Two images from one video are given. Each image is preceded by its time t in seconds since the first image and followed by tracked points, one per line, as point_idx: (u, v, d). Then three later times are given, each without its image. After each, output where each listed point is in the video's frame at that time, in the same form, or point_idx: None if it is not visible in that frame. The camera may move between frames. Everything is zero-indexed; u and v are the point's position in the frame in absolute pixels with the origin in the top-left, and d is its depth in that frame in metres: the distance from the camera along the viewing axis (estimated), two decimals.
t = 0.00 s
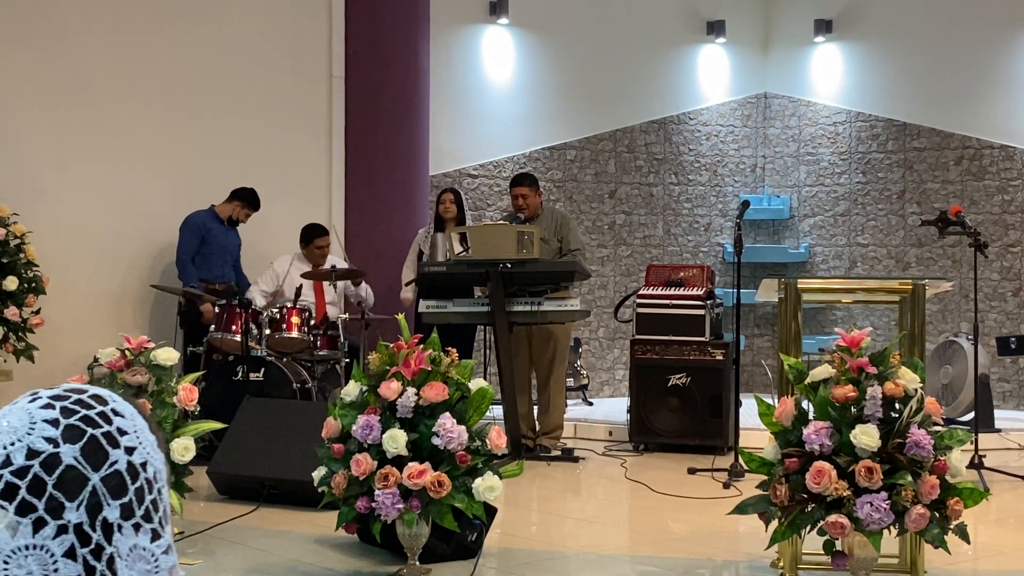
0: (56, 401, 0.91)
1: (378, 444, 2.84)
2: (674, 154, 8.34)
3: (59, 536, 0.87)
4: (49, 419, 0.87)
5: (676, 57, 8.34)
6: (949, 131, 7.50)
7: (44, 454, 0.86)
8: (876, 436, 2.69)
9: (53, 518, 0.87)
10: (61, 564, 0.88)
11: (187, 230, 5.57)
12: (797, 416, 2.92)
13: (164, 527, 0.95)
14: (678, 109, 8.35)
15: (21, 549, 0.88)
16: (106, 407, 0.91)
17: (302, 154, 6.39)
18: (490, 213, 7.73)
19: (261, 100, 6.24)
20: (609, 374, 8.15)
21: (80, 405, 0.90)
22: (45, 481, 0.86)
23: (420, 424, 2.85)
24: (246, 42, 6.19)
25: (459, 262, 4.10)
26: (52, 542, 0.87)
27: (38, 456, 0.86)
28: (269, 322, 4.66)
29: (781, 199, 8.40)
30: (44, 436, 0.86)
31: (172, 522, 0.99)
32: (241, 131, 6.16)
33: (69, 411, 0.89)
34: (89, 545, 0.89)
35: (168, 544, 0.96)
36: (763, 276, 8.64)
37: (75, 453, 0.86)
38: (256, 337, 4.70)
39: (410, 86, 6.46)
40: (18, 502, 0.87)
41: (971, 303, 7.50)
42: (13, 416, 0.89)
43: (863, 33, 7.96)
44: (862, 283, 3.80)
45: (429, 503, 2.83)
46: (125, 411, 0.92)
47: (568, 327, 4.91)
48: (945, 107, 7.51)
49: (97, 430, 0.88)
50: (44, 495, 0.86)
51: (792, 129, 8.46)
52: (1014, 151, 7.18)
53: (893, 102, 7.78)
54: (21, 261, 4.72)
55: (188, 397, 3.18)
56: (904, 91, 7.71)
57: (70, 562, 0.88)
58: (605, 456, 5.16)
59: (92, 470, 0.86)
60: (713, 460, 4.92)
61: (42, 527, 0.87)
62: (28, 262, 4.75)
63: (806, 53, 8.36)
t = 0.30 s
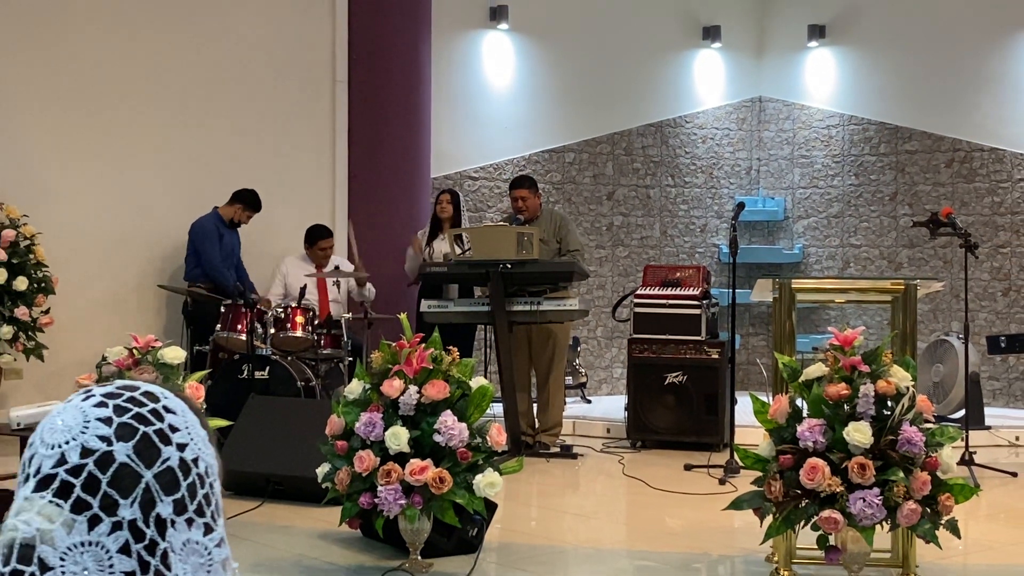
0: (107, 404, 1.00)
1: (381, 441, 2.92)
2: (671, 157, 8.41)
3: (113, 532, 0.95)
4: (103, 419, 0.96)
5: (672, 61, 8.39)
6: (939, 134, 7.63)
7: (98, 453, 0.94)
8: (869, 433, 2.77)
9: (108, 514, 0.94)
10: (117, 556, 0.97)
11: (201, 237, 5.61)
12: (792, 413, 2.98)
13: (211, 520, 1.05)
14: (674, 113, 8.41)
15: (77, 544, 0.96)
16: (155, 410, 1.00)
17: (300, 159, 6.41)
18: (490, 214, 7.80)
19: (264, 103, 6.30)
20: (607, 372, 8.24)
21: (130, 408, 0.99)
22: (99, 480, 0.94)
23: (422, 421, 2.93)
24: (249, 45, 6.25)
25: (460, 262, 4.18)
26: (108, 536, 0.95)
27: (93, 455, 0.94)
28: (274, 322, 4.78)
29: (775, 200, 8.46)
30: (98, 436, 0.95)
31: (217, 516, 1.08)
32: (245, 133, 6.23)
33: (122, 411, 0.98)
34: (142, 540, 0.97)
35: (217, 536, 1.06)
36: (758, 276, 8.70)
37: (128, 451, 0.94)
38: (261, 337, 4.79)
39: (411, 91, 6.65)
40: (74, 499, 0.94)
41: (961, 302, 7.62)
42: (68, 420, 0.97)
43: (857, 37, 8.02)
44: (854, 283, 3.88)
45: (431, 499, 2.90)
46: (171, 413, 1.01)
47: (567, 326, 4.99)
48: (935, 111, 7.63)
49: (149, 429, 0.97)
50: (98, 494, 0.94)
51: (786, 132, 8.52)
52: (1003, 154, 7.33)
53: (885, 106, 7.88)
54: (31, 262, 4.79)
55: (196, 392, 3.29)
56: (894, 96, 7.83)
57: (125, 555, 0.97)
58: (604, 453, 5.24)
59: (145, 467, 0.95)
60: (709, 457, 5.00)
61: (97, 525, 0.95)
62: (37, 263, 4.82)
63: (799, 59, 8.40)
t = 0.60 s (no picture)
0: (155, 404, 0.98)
1: (384, 437, 3.03)
2: (666, 160, 8.56)
3: (162, 532, 0.92)
4: (152, 420, 0.94)
5: (667, 67, 8.52)
6: (928, 138, 7.85)
7: (147, 454, 0.92)
8: (859, 429, 2.88)
9: (156, 513, 0.92)
10: (165, 557, 0.93)
11: (226, 242, 5.83)
12: (784, 410, 3.10)
13: (260, 522, 1.00)
14: (670, 117, 8.55)
15: (126, 544, 0.93)
16: (203, 408, 0.98)
17: (301, 162, 6.53)
18: (491, 217, 7.93)
19: (268, 107, 6.42)
20: (604, 370, 8.35)
21: (179, 408, 0.96)
22: (149, 480, 0.92)
23: (425, 418, 3.05)
24: (255, 49, 6.36)
25: (462, 261, 4.26)
26: (156, 536, 0.92)
27: (142, 456, 0.92)
28: (280, 320, 4.87)
29: (768, 202, 8.57)
30: (147, 436, 0.93)
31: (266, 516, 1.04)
32: (249, 136, 6.34)
33: (169, 412, 0.96)
34: (190, 541, 0.93)
35: (267, 538, 1.01)
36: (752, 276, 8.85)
37: (175, 452, 0.93)
38: (268, 335, 4.93)
39: (414, 96, 6.68)
40: (124, 498, 0.92)
41: (948, 302, 7.81)
42: (117, 420, 0.95)
43: (846, 44, 8.23)
44: (845, 283, 3.99)
45: (433, 494, 3.00)
46: (218, 413, 0.98)
47: (566, 325, 5.10)
48: (926, 116, 7.84)
49: (196, 430, 0.95)
50: (148, 494, 0.92)
51: (779, 136, 8.66)
52: (990, 157, 7.58)
53: (875, 111, 8.07)
54: (44, 263, 4.90)
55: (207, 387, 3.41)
56: (882, 101, 8.04)
57: (173, 556, 0.93)
58: (602, 448, 5.35)
59: (193, 468, 0.93)
60: (704, 452, 5.11)
61: (145, 525, 0.92)
62: (50, 263, 4.93)
63: (791, 64, 8.60)
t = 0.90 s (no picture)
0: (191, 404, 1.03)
1: (386, 435, 3.09)
2: (664, 162, 8.63)
3: (202, 529, 0.98)
4: (190, 420, 0.99)
5: (665, 70, 8.60)
6: (923, 140, 7.92)
7: (187, 452, 0.97)
8: (854, 427, 2.93)
9: (197, 512, 0.98)
10: (205, 552, 0.99)
11: (237, 244, 5.96)
12: (780, 408, 3.15)
13: (295, 518, 1.06)
14: (668, 120, 8.61)
15: (167, 541, 0.98)
16: (240, 409, 1.03)
17: (304, 163, 6.61)
18: (491, 217, 7.98)
19: (271, 109, 6.48)
20: (603, 369, 8.42)
21: (217, 408, 1.02)
22: (189, 477, 0.97)
23: (426, 416, 3.11)
24: (257, 52, 6.42)
25: (462, 262, 4.32)
26: (197, 533, 0.98)
27: (182, 454, 0.97)
28: (284, 320, 4.96)
29: (764, 203, 8.67)
30: (187, 436, 0.98)
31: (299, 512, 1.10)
32: (251, 136, 6.40)
33: (207, 412, 1.01)
34: (230, 536, 0.99)
35: (301, 535, 1.06)
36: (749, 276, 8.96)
37: (215, 450, 0.98)
38: (271, 334, 4.98)
39: (414, 97, 6.72)
40: (166, 497, 0.98)
41: (941, 302, 7.90)
42: (157, 421, 1.00)
43: (841, 47, 8.32)
44: (840, 283, 4.05)
45: (434, 491, 3.06)
46: (254, 412, 1.03)
47: (565, 325, 5.17)
48: (921, 118, 7.92)
49: (234, 430, 1.00)
50: (189, 491, 0.98)
51: (775, 138, 8.74)
52: (982, 159, 7.65)
53: (869, 114, 8.17)
54: (51, 263, 4.97)
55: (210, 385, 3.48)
56: (877, 104, 8.12)
57: (213, 552, 0.99)
58: (600, 446, 5.41)
59: (232, 466, 0.98)
60: (700, 450, 5.17)
61: (186, 522, 0.98)
62: (56, 263, 5.00)
63: (787, 68, 8.65)
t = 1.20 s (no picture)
0: (236, 399, 1.11)
1: (392, 428, 3.27)
2: (657, 168, 8.80)
3: (248, 515, 1.06)
4: (236, 412, 1.08)
5: (659, 79, 8.79)
6: (903, 147, 8.16)
7: (234, 442, 1.05)
8: (839, 421, 3.12)
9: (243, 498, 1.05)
10: (251, 537, 1.07)
11: (251, 247, 6.21)
12: (768, 403, 3.36)
13: (330, 507, 1.15)
14: (662, 127, 8.80)
15: (215, 527, 1.06)
16: (281, 404, 1.11)
17: (311, 167, 6.80)
18: (492, 221, 8.19)
19: (279, 114, 6.67)
20: (599, 366, 8.62)
21: (260, 403, 1.10)
22: (236, 466, 1.05)
23: (430, 411, 3.29)
24: (266, 59, 6.61)
25: (463, 264, 4.53)
26: (243, 518, 1.06)
27: (229, 444, 1.05)
28: (294, 319, 5.16)
29: (753, 207, 8.85)
30: (233, 427, 1.07)
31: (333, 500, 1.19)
32: (259, 140, 6.58)
33: (252, 407, 1.09)
34: (273, 523, 1.08)
35: (337, 524, 1.16)
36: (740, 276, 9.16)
37: (260, 441, 1.06)
38: (281, 332, 5.20)
39: (418, 104, 6.90)
40: (214, 484, 1.05)
41: (923, 302, 8.13)
42: (204, 415, 1.09)
43: (828, 57, 8.56)
44: (825, 283, 4.25)
45: (438, 481, 3.26)
46: (293, 407, 1.12)
47: (562, 324, 5.36)
48: (904, 125, 8.15)
49: (277, 422, 1.08)
50: (235, 479, 1.05)
51: (763, 144, 8.93)
52: (961, 165, 7.88)
53: (857, 121, 8.38)
54: (71, 264, 5.30)
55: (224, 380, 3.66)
56: (863, 111, 8.34)
57: (258, 538, 1.07)
58: (596, 439, 5.60)
59: (276, 456, 1.06)
60: (692, 443, 5.37)
61: (233, 509, 1.06)
62: (76, 265, 5.33)
63: (776, 77, 8.87)
